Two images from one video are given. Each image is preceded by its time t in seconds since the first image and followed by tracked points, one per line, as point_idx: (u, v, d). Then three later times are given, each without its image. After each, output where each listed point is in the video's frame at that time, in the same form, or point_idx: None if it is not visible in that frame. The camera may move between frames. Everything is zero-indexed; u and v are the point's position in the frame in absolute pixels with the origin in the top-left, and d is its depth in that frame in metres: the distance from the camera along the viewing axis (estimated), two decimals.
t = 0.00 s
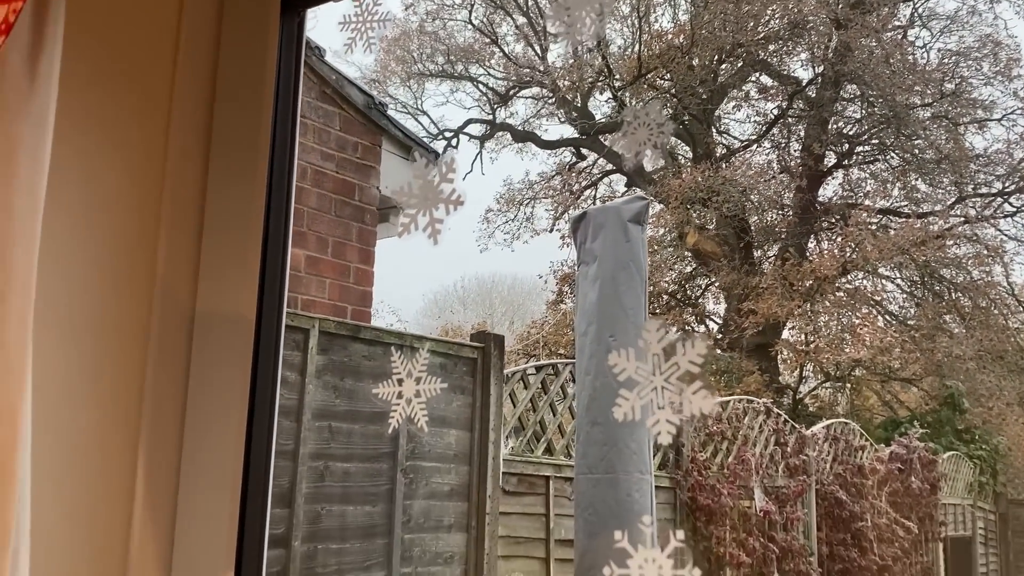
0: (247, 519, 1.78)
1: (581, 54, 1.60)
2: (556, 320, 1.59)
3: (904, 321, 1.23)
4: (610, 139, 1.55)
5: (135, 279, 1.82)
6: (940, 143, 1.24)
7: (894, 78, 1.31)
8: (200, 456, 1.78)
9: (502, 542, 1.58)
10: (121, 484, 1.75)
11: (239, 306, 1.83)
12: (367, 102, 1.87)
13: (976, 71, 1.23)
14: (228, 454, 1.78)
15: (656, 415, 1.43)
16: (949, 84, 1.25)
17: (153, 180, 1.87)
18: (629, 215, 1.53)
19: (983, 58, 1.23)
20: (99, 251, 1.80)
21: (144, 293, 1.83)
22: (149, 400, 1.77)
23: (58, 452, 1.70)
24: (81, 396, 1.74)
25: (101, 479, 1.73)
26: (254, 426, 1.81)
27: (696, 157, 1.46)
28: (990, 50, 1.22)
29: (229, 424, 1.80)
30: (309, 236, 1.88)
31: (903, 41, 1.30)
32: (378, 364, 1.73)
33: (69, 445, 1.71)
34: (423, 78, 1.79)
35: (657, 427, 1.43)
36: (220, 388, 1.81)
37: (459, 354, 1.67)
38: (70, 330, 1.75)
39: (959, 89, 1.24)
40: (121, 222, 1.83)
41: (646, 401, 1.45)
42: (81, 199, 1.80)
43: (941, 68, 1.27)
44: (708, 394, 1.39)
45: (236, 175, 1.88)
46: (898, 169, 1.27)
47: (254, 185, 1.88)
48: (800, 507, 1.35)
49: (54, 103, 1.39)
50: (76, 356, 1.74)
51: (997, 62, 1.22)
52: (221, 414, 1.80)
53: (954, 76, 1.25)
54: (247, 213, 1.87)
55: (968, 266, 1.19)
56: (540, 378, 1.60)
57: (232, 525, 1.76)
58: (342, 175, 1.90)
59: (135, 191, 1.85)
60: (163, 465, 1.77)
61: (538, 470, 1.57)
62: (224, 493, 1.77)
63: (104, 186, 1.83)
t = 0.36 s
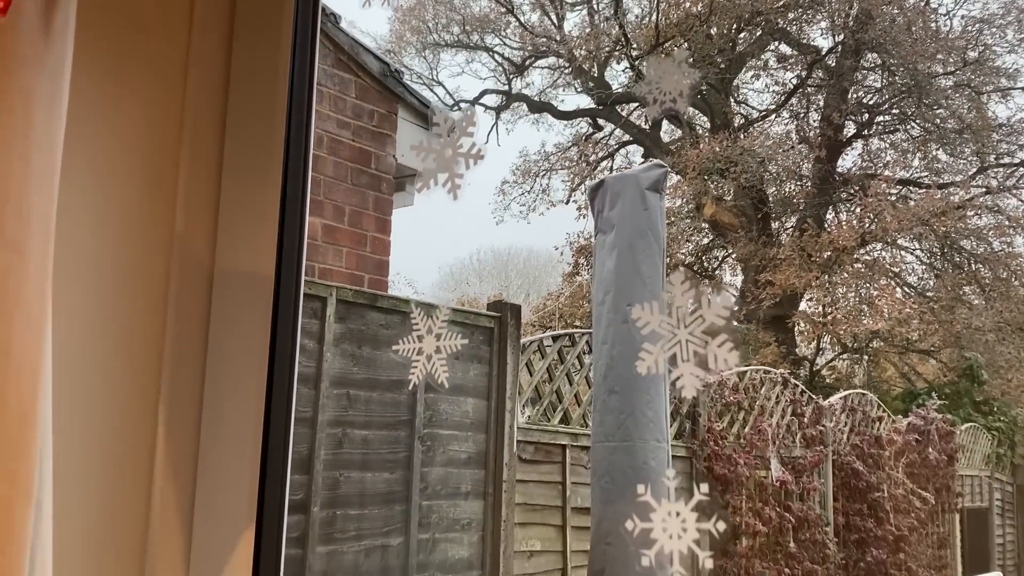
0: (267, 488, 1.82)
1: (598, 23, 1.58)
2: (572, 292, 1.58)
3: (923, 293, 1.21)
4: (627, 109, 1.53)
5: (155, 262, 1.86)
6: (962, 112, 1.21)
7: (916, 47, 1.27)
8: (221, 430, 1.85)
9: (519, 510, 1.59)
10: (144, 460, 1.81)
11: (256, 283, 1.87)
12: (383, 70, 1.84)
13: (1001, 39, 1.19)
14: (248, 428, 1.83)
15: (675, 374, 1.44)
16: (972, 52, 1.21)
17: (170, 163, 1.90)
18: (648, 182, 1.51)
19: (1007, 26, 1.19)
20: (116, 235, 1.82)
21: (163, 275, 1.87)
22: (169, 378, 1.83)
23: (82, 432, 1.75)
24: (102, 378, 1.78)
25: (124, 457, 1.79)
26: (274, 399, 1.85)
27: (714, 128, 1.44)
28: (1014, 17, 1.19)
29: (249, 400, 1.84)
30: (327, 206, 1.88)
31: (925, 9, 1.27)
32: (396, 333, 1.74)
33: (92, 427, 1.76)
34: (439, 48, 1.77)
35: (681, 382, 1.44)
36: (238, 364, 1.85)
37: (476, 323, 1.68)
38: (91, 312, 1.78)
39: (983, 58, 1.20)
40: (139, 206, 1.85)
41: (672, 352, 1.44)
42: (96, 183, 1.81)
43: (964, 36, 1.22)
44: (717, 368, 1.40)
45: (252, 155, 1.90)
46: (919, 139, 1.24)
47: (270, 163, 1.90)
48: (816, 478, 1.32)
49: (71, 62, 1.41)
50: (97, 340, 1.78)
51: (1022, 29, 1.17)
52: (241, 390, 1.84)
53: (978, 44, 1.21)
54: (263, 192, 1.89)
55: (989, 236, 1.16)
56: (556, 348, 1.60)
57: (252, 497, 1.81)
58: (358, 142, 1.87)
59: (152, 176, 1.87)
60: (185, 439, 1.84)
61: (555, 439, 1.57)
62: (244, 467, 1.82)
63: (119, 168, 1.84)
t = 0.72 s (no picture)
0: (279, 466, 1.77)
1: None
2: (582, 263, 1.58)
3: (935, 263, 1.20)
4: (640, 77, 1.50)
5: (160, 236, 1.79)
6: (980, 80, 1.19)
7: (934, 12, 1.25)
8: (230, 410, 1.78)
9: (531, 476, 1.62)
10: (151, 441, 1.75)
11: (267, 258, 1.80)
12: (394, 33, 1.82)
13: (1020, 5, 1.17)
14: (259, 407, 1.76)
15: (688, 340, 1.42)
16: (990, 19, 1.19)
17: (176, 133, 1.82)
18: (661, 148, 1.50)
19: None
20: (120, 207, 1.73)
21: (170, 250, 1.80)
22: (178, 357, 1.76)
23: (85, 414, 1.66)
24: (107, 357, 1.70)
25: (131, 439, 1.72)
26: (285, 375, 1.79)
27: (727, 96, 1.41)
28: None
29: (259, 379, 1.77)
30: (337, 169, 1.86)
31: None
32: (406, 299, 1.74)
33: (97, 408, 1.68)
34: (450, 16, 1.73)
35: (704, 329, 1.40)
36: (249, 342, 1.78)
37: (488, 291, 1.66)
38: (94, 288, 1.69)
39: (1001, 25, 1.18)
40: (143, 177, 1.76)
41: (693, 300, 1.41)
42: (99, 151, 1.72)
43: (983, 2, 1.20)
44: (729, 335, 1.38)
45: (262, 124, 1.82)
46: (934, 108, 1.22)
47: (281, 131, 1.82)
48: (827, 447, 1.33)
49: None
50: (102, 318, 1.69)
51: None
52: (251, 368, 1.77)
53: (996, 10, 1.19)
54: (273, 162, 1.81)
55: (1004, 206, 1.15)
56: (568, 315, 1.61)
57: (263, 478, 1.75)
58: (369, 107, 1.86)
59: (157, 146, 1.79)
60: (193, 419, 1.78)
61: (565, 406, 1.60)
62: (255, 447, 1.75)
63: (122, 138, 1.75)
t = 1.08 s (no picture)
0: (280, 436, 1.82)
1: None
2: (588, 231, 1.56)
3: (943, 232, 1.18)
4: (647, 43, 1.48)
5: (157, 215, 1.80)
6: (991, 47, 1.16)
7: None
8: (230, 387, 1.83)
9: (536, 441, 1.61)
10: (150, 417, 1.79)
11: (266, 237, 1.84)
12: None
13: None
14: (260, 383, 1.82)
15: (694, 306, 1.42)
16: None
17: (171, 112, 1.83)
18: (670, 110, 1.46)
19: None
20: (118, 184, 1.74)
21: (167, 229, 1.82)
22: (178, 335, 1.80)
23: (86, 390, 1.68)
24: (106, 334, 1.71)
25: (131, 412, 1.75)
26: (286, 347, 1.83)
27: (735, 63, 1.39)
28: None
29: (260, 355, 1.82)
30: (341, 132, 1.85)
31: None
32: (412, 264, 1.74)
33: (98, 384, 1.70)
34: None
35: (721, 272, 1.39)
36: (248, 320, 1.83)
37: (494, 257, 1.65)
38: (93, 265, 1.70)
39: None
40: (139, 156, 1.77)
41: (713, 243, 1.39)
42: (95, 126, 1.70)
43: None
44: (735, 303, 1.38)
45: (260, 106, 1.85)
46: (946, 75, 1.20)
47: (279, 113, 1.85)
48: (832, 414, 1.32)
49: None
50: (102, 294, 1.71)
51: None
52: (251, 345, 1.82)
53: None
54: (272, 143, 1.84)
55: (1015, 175, 1.14)
56: (574, 281, 1.59)
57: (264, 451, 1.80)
58: (373, 69, 1.83)
59: (152, 125, 1.79)
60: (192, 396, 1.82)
61: (570, 371, 1.58)
62: (256, 421, 1.81)
63: (116, 113, 1.73)
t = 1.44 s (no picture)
0: (275, 406, 1.83)
1: None
2: (589, 202, 1.53)
3: (945, 203, 1.17)
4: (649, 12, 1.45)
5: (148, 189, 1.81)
6: (997, 16, 1.15)
7: None
8: (224, 353, 1.84)
9: (536, 408, 1.60)
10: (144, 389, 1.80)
11: (258, 208, 1.83)
12: None
13: None
14: (253, 354, 1.82)
15: (696, 274, 1.39)
16: None
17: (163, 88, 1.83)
18: (673, 74, 1.43)
19: None
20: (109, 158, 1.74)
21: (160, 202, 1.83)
22: (172, 308, 1.82)
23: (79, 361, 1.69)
24: (99, 305, 1.73)
25: (124, 381, 1.77)
26: (279, 319, 1.83)
27: (738, 32, 1.36)
28: None
29: (253, 328, 1.82)
30: (340, 95, 1.82)
31: None
32: (412, 230, 1.74)
33: (88, 356, 1.71)
34: None
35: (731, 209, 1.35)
36: (241, 291, 1.83)
37: (494, 223, 1.66)
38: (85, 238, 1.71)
39: None
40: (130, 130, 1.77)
41: (720, 180, 1.36)
42: (84, 100, 1.70)
43: None
44: (736, 272, 1.35)
45: (251, 75, 1.83)
46: (950, 45, 1.18)
47: (273, 84, 1.83)
48: (832, 384, 1.29)
49: None
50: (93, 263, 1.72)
51: None
52: (243, 318, 1.83)
53: None
54: (265, 115, 1.83)
55: (1019, 145, 1.12)
56: (574, 249, 1.56)
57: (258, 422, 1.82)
58: (372, 31, 1.81)
59: (145, 96, 1.80)
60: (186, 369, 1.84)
61: (571, 339, 1.57)
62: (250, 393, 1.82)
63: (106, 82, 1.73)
